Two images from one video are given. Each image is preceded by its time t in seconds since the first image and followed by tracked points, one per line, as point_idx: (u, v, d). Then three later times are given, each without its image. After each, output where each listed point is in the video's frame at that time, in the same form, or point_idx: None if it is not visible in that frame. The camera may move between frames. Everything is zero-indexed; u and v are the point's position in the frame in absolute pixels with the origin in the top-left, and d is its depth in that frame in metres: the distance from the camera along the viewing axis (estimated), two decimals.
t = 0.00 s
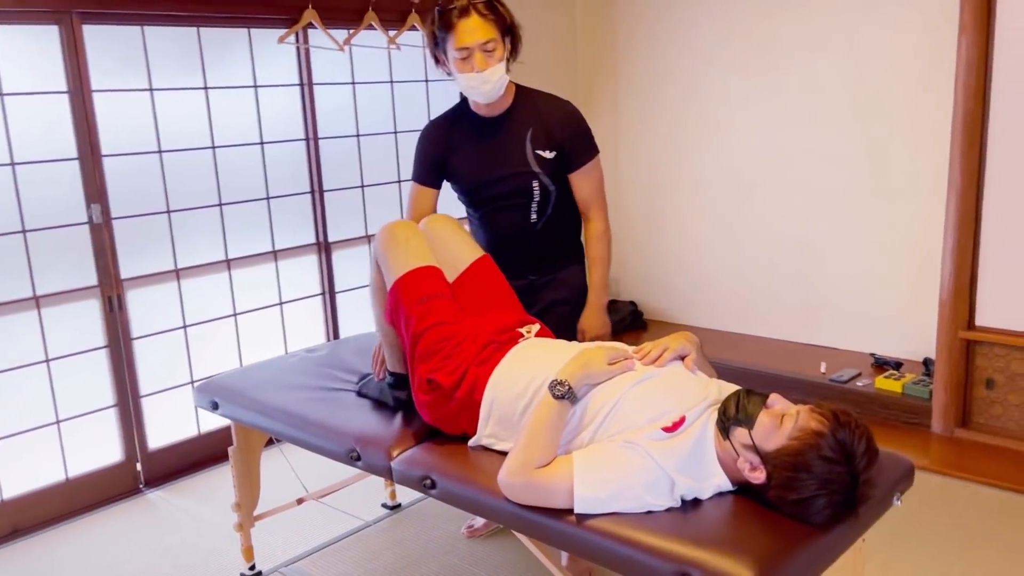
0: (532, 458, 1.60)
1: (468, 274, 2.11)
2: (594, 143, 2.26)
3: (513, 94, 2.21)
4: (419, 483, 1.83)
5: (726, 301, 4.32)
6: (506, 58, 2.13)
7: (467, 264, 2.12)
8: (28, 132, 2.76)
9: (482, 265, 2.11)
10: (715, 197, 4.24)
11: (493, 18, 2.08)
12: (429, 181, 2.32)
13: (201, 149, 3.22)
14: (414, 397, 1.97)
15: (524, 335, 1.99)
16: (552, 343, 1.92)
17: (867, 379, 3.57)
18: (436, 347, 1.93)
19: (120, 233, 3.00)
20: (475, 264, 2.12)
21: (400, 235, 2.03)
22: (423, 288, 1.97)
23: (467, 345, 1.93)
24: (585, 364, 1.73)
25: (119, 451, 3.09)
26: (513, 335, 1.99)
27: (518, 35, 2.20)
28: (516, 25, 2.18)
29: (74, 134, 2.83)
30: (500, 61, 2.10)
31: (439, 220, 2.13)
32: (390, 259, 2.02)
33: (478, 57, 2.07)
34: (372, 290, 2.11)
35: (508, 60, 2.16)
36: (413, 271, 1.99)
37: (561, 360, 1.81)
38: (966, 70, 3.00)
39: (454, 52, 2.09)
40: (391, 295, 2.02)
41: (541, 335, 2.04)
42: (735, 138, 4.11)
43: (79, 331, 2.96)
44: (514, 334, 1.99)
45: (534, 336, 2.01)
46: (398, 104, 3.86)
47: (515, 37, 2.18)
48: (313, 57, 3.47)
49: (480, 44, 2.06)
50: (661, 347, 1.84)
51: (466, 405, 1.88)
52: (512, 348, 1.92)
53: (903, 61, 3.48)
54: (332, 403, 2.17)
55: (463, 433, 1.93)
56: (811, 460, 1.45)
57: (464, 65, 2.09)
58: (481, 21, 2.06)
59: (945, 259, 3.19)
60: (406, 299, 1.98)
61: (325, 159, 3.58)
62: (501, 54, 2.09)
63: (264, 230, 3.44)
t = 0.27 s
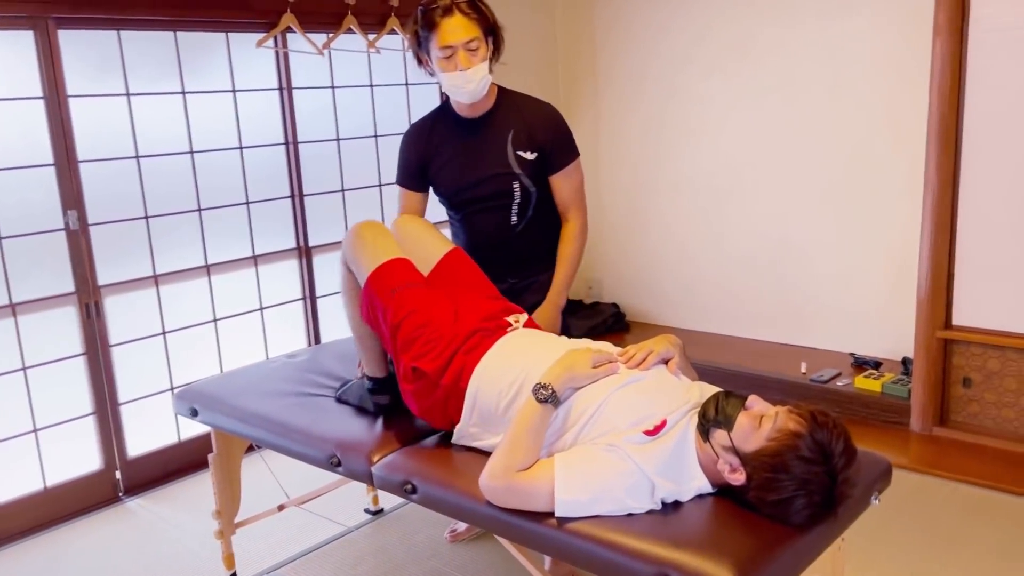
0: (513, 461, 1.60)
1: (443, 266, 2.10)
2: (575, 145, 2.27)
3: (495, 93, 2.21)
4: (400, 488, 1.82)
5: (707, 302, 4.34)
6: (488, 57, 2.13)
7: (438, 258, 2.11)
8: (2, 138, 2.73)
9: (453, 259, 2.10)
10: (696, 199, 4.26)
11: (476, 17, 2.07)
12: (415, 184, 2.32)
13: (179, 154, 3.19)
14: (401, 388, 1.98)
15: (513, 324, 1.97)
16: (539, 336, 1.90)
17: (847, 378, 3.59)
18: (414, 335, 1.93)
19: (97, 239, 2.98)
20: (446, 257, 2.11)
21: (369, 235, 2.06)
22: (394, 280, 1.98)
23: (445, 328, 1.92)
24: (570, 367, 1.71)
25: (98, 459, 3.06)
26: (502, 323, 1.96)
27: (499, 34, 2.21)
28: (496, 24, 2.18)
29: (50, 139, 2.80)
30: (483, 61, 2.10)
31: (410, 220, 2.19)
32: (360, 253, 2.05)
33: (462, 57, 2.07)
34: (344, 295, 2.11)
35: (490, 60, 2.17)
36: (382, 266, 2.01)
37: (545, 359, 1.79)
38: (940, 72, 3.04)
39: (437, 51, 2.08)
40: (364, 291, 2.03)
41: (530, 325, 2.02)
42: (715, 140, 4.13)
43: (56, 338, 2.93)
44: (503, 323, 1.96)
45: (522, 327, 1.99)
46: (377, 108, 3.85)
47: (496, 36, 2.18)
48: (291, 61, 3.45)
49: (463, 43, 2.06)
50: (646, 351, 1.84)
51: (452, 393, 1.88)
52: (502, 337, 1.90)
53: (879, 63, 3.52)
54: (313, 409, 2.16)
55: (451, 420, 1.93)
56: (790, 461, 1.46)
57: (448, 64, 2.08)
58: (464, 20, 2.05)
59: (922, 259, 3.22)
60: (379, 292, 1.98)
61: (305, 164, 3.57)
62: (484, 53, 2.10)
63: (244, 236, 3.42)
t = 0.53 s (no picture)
0: (503, 466, 1.60)
1: (424, 262, 2.12)
2: (560, 154, 2.28)
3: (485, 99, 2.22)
4: (390, 494, 1.82)
5: (698, 306, 4.35)
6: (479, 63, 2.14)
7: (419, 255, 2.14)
8: None
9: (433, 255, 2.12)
10: (685, 203, 4.28)
11: (467, 22, 2.09)
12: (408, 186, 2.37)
13: (168, 162, 3.19)
14: (395, 382, 1.98)
15: (507, 315, 1.98)
16: (531, 330, 1.90)
17: (836, 381, 3.61)
18: (403, 328, 1.92)
19: (86, 247, 2.97)
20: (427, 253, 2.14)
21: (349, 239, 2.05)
22: (378, 275, 1.98)
23: (434, 319, 1.92)
24: (562, 371, 1.70)
25: (88, 468, 3.05)
26: (497, 315, 1.98)
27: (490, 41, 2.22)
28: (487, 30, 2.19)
29: (37, 147, 2.79)
30: (473, 66, 2.10)
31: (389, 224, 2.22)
32: (341, 254, 2.04)
33: (452, 61, 2.07)
34: (327, 302, 2.11)
35: (481, 66, 2.17)
36: (364, 263, 2.01)
37: (537, 360, 1.78)
38: (926, 76, 3.06)
39: (427, 55, 2.09)
40: (348, 291, 2.02)
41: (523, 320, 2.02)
42: (703, 144, 4.15)
43: (44, 347, 2.91)
44: (498, 313, 1.99)
45: (517, 319, 2.00)
46: (367, 115, 3.85)
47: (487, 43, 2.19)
48: (280, 67, 3.46)
49: (454, 48, 2.07)
50: (638, 354, 1.83)
51: (444, 382, 1.88)
52: (497, 329, 1.91)
53: (866, 67, 3.54)
54: (302, 416, 2.16)
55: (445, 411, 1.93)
56: (777, 463, 1.47)
57: (438, 68, 2.09)
58: (455, 25, 2.07)
59: (909, 262, 3.24)
60: (364, 287, 1.98)
61: (295, 170, 3.57)
62: (474, 59, 2.10)
63: (233, 243, 3.41)
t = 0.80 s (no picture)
0: (498, 472, 1.60)
1: (417, 262, 2.12)
2: (552, 160, 2.27)
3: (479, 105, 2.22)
4: (386, 501, 1.82)
5: (693, 309, 4.36)
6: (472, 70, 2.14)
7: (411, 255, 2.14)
8: None
9: (426, 254, 2.13)
10: (679, 207, 4.29)
11: (459, 29, 2.09)
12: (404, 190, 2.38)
13: (162, 170, 3.19)
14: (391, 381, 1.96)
15: (504, 312, 1.98)
16: (526, 327, 1.90)
17: (832, 383, 3.61)
18: (396, 324, 1.92)
19: (80, 256, 2.97)
20: (419, 253, 2.14)
21: (340, 243, 2.06)
22: (372, 272, 1.99)
23: (426, 315, 1.93)
24: (558, 377, 1.69)
25: (83, 477, 3.04)
26: (494, 312, 1.98)
27: (482, 48, 2.23)
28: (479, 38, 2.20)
29: (31, 156, 2.79)
30: (467, 73, 2.10)
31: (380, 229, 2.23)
32: (333, 257, 2.04)
33: (445, 69, 2.08)
34: (319, 308, 2.12)
35: (474, 72, 2.17)
36: (356, 264, 2.01)
37: (534, 362, 1.77)
38: (918, 78, 3.08)
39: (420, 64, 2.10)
40: (341, 293, 2.02)
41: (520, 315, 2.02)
42: (697, 148, 4.16)
43: (39, 356, 2.90)
44: (494, 309, 1.99)
45: (514, 315, 2.00)
46: (361, 121, 3.86)
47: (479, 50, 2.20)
48: (274, 75, 3.46)
49: (447, 55, 2.07)
50: (636, 358, 1.82)
51: (441, 376, 1.87)
52: (493, 325, 1.90)
53: (858, 70, 3.56)
54: (297, 423, 2.16)
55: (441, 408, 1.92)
56: (770, 466, 1.47)
57: (432, 75, 2.09)
58: (447, 33, 2.07)
59: (904, 263, 3.25)
60: (357, 286, 1.98)
61: (289, 178, 3.57)
62: (467, 65, 2.10)
63: (228, 250, 3.41)
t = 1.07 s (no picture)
0: (492, 477, 1.60)
1: (414, 264, 2.11)
2: (546, 165, 2.28)
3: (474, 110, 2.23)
4: (380, 506, 1.82)
5: (689, 312, 4.36)
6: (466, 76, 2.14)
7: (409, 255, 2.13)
8: None
9: (423, 255, 2.11)
10: (675, 210, 4.29)
11: (454, 36, 2.09)
12: (396, 194, 2.39)
13: (158, 177, 3.20)
14: (389, 377, 1.97)
15: (503, 309, 1.97)
16: (522, 325, 1.89)
17: (829, 385, 3.62)
18: (394, 319, 1.92)
19: (76, 264, 2.97)
20: (415, 254, 2.12)
21: (337, 245, 2.06)
22: (369, 269, 1.99)
23: (424, 309, 1.93)
24: (553, 380, 1.69)
25: (80, 485, 3.04)
26: (493, 308, 1.98)
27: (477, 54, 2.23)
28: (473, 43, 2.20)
29: (26, 164, 2.80)
30: (461, 79, 2.11)
31: (377, 233, 2.22)
32: (329, 259, 2.05)
33: (440, 75, 2.08)
34: (316, 312, 2.12)
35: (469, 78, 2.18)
36: (351, 264, 2.01)
37: (529, 365, 1.76)
38: (910, 80, 3.08)
39: (415, 70, 2.10)
40: (337, 294, 2.02)
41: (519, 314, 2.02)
42: (692, 151, 4.16)
43: (35, 365, 2.90)
44: (492, 305, 1.98)
45: (513, 312, 1.99)
46: (356, 127, 3.87)
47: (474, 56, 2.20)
48: (268, 82, 3.47)
49: (442, 62, 2.07)
50: (633, 361, 1.81)
51: (439, 368, 1.88)
52: (493, 321, 1.91)
53: (851, 72, 3.57)
54: (292, 429, 2.16)
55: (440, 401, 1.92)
56: (762, 468, 1.48)
57: (427, 81, 2.09)
58: (443, 39, 2.07)
59: (898, 265, 3.25)
60: (354, 283, 1.99)
61: (284, 184, 3.58)
62: (462, 72, 2.11)
63: (224, 257, 3.42)
